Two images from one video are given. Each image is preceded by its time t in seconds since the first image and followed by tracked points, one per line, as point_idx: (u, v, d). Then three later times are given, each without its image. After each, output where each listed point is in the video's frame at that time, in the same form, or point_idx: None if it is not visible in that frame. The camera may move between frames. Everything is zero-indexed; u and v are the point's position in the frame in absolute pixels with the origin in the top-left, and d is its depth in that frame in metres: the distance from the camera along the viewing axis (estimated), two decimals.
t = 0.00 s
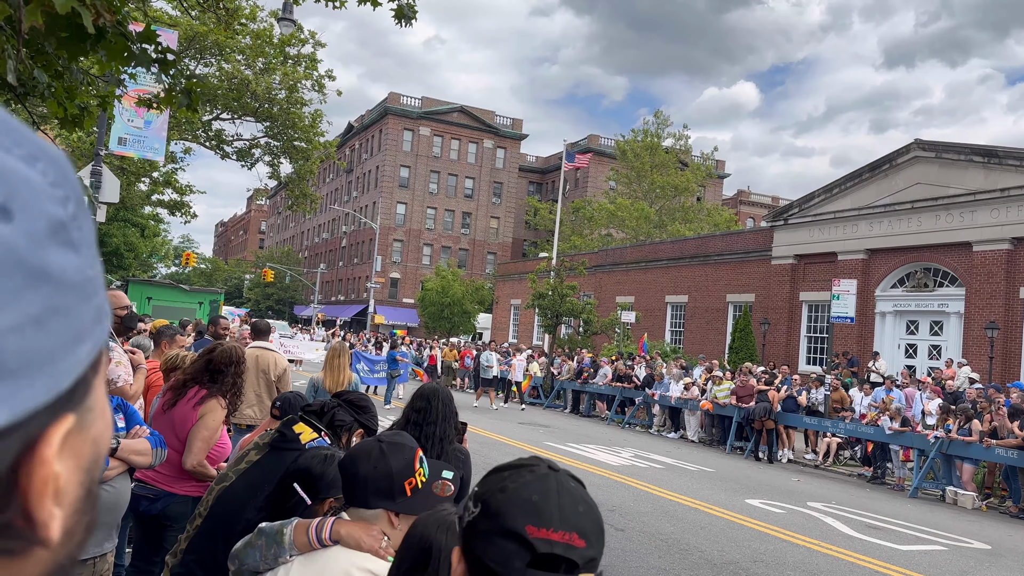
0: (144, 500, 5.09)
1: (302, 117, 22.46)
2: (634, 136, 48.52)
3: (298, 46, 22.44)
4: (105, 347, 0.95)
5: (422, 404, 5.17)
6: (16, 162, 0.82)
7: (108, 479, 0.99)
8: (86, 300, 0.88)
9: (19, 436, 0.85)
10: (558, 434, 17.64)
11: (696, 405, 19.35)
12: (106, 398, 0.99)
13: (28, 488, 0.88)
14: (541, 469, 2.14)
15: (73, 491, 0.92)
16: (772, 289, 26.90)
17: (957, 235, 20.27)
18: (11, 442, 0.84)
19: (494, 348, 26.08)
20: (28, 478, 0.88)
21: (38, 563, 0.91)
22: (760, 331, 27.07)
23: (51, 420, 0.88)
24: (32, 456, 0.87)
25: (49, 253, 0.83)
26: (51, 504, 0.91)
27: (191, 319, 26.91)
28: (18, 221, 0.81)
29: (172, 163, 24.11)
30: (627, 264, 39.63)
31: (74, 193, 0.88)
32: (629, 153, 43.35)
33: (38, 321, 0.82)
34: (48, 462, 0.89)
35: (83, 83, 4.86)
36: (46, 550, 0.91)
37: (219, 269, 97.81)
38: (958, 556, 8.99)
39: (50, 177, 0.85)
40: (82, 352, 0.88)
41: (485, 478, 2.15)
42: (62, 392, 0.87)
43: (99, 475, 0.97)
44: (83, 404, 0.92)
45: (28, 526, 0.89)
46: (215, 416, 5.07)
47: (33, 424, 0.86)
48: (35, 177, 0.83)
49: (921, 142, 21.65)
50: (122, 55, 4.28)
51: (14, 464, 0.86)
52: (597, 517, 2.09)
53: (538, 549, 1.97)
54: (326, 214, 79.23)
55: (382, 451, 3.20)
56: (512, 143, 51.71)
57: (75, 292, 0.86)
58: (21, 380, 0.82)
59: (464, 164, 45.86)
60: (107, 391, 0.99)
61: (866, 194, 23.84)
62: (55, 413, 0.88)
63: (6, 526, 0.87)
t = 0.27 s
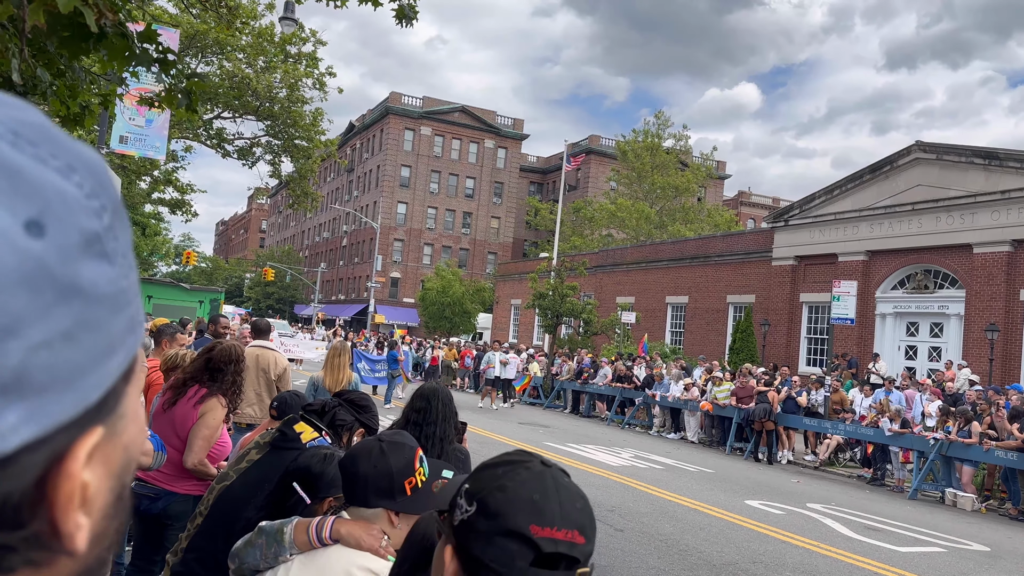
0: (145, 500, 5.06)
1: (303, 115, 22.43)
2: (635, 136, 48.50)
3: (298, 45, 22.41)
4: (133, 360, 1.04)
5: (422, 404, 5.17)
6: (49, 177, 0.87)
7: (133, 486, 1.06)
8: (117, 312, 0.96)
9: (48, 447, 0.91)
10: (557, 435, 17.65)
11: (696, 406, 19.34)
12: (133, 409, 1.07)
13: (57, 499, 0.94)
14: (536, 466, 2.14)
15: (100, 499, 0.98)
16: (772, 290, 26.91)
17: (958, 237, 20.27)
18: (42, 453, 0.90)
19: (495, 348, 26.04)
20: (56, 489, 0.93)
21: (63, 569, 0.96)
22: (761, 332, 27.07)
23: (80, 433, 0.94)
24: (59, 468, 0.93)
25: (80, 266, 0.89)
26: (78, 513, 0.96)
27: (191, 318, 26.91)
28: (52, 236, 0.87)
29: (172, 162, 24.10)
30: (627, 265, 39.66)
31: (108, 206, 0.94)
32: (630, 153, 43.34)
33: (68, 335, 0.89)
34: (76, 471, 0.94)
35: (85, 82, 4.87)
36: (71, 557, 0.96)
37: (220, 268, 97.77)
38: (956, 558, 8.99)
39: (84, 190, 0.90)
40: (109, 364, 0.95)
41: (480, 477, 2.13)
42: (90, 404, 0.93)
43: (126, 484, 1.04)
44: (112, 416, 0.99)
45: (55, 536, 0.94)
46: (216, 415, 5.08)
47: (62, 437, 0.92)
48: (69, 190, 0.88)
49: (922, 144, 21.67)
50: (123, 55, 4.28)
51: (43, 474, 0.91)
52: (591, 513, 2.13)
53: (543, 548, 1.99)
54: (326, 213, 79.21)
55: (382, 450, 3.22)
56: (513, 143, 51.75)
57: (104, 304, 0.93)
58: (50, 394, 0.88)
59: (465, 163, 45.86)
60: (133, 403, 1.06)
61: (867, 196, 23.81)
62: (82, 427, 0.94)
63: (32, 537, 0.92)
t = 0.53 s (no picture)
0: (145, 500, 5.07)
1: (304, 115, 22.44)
2: (635, 137, 48.52)
3: (299, 45, 22.42)
4: (150, 368, 1.05)
5: (423, 404, 5.17)
6: (70, 191, 0.87)
7: (147, 492, 1.08)
8: (134, 324, 0.97)
9: (65, 459, 0.91)
10: (558, 435, 17.65)
11: (696, 407, 19.34)
12: (149, 413, 1.09)
13: (73, 509, 0.95)
14: (545, 466, 2.14)
15: (117, 505, 0.99)
16: (773, 291, 26.91)
17: (958, 239, 20.28)
18: (59, 464, 0.91)
19: (495, 348, 26.02)
20: (73, 499, 0.94)
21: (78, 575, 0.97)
22: (761, 333, 27.07)
23: (96, 445, 0.95)
24: (75, 480, 0.94)
25: (99, 279, 0.90)
26: (94, 520, 0.97)
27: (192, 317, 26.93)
28: (71, 252, 0.87)
29: (173, 161, 24.11)
30: (628, 265, 39.64)
31: (124, 218, 0.95)
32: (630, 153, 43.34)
33: (87, 348, 0.89)
34: (92, 479, 0.96)
35: (87, 82, 4.86)
36: (87, 565, 0.97)
37: (220, 267, 97.76)
38: (956, 560, 8.99)
39: (104, 203, 0.91)
40: (126, 374, 0.97)
41: (491, 475, 2.13)
42: (106, 416, 0.94)
43: (140, 490, 1.06)
44: (128, 427, 1.01)
45: (71, 543, 0.95)
46: (216, 414, 5.08)
47: (78, 449, 0.92)
48: (90, 204, 0.89)
49: (923, 146, 21.68)
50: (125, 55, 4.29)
51: (60, 486, 0.92)
52: (599, 513, 2.14)
53: (555, 548, 1.99)
54: (327, 213, 79.28)
55: (382, 450, 3.22)
56: (514, 143, 51.76)
57: (121, 316, 0.94)
58: (67, 406, 0.88)
59: (466, 164, 45.88)
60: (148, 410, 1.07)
61: (868, 197, 23.82)
62: (98, 438, 0.95)
63: (47, 545, 0.93)
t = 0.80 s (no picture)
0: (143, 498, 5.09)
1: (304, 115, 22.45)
2: (636, 137, 48.53)
3: (300, 45, 22.44)
4: (172, 370, 1.04)
5: (422, 404, 5.18)
6: (97, 195, 0.87)
7: (166, 490, 1.06)
8: (159, 325, 0.96)
9: (87, 457, 0.90)
10: (558, 436, 17.66)
11: (696, 408, 19.35)
12: (169, 413, 1.08)
13: (94, 507, 0.93)
14: (558, 461, 2.13)
15: (136, 504, 0.98)
16: (773, 292, 26.92)
17: (959, 240, 20.28)
18: (82, 463, 0.90)
19: (495, 348, 26.04)
20: (94, 498, 0.93)
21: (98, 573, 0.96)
22: (761, 334, 27.07)
23: (117, 445, 0.94)
24: (96, 480, 0.93)
25: (124, 282, 0.89)
26: (112, 519, 0.96)
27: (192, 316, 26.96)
28: (97, 254, 0.86)
29: (174, 161, 24.14)
30: (628, 266, 39.66)
31: (151, 222, 0.95)
32: (631, 154, 43.37)
33: (110, 349, 0.88)
34: (114, 478, 0.94)
35: (89, 81, 4.86)
36: (104, 562, 0.96)
37: (221, 267, 97.81)
38: (955, 562, 8.99)
39: (132, 207, 0.91)
40: (149, 374, 0.95)
41: (502, 469, 2.14)
42: (129, 416, 0.92)
43: (158, 488, 1.05)
44: (148, 427, 0.99)
45: (90, 541, 0.94)
46: (212, 411, 5.09)
47: (100, 448, 0.91)
48: (118, 207, 0.89)
49: (923, 147, 21.68)
50: (127, 53, 4.28)
51: (83, 483, 0.91)
52: (613, 510, 2.12)
53: (563, 544, 1.99)
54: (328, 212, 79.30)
55: (383, 450, 3.22)
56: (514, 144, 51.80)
57: (146, 318, 0.93)
58: (93, 404, 0.87)
59: (466, 164, 45.91)
60: (169, 410, 1.06)
61: (868, 199, 23.83)
62: (120, 438, 0.94)
63: (69, 542, 0.92)
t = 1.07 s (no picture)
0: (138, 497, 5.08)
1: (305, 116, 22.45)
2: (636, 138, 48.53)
3: (301, 45, 22.45)
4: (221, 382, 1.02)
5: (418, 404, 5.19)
6: (157, 206, 0.86)
7: (209, 502, 1.03)
8: (212, 338, 0.95)
9: (140, 469, 0.88)
10: (558, 436, 17.65)
11: (696, 408, 19.34)
12: (215, 426, 1.05)
13: (144, 520, 0.91)
14: (574, 462, 2.13)
15: (182, 515, 0.95)
16: (773, 292, 26.91)
17: (959, 241, 20.28)
18: (134, 476, 0.88)
19: (495, 348, 26.02)
20: (144, 509, 0.91)
21: None
22: (761, 334, 27.06)
23: (168, 455, 0.92)
24: (148, 491, 0.90)
25: (182, 294, 0.89)
26: (160, 531, 0.93)
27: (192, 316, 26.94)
28: (157, 265, 0.85)
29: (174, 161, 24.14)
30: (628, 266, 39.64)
31: (207, 233, 0.95)
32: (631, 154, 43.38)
33: (168, 361, 0.87)
34: (164, 490, 0.92)
35: (90, 80, 4.85)
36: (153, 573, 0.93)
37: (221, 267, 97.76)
38: (956, 562, 8.99)
39: (189, 218, 0.91)
40: (202, 386, 0.94)
41: (516, 471, 2.13)
42: (181, 427, 0.90)
43: (202, 501, 1.01)
44: (198, 436, 0.97)
45: (140, 554, 0.91)
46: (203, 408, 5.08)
47: (154, 461, 0.90)
48: (177, 219, 0.89)
49: (923, 148, 21.68)
50: (128, 51, 4.27)
51: (134, 494, 0.89)
52: (628, 511, 2.13)
53: (582, 548, 1.99)
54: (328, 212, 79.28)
55: (382, 450, 3.40)
56: (515, 144, 51.80)
57: (201, 330, 0.92)
58: (148, 417, 0.86)
59: (466, 164, 45.90)
60: (216, 420, 1.04)
61: (869, 199, 23.82)
62: (172, 449, 0.92)
63: (120, 554, 0.89)
